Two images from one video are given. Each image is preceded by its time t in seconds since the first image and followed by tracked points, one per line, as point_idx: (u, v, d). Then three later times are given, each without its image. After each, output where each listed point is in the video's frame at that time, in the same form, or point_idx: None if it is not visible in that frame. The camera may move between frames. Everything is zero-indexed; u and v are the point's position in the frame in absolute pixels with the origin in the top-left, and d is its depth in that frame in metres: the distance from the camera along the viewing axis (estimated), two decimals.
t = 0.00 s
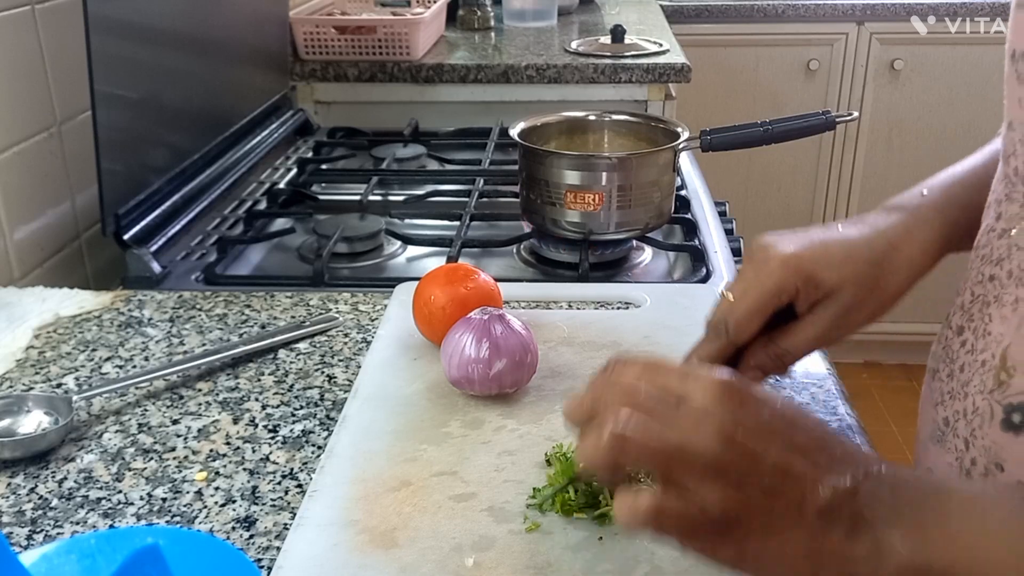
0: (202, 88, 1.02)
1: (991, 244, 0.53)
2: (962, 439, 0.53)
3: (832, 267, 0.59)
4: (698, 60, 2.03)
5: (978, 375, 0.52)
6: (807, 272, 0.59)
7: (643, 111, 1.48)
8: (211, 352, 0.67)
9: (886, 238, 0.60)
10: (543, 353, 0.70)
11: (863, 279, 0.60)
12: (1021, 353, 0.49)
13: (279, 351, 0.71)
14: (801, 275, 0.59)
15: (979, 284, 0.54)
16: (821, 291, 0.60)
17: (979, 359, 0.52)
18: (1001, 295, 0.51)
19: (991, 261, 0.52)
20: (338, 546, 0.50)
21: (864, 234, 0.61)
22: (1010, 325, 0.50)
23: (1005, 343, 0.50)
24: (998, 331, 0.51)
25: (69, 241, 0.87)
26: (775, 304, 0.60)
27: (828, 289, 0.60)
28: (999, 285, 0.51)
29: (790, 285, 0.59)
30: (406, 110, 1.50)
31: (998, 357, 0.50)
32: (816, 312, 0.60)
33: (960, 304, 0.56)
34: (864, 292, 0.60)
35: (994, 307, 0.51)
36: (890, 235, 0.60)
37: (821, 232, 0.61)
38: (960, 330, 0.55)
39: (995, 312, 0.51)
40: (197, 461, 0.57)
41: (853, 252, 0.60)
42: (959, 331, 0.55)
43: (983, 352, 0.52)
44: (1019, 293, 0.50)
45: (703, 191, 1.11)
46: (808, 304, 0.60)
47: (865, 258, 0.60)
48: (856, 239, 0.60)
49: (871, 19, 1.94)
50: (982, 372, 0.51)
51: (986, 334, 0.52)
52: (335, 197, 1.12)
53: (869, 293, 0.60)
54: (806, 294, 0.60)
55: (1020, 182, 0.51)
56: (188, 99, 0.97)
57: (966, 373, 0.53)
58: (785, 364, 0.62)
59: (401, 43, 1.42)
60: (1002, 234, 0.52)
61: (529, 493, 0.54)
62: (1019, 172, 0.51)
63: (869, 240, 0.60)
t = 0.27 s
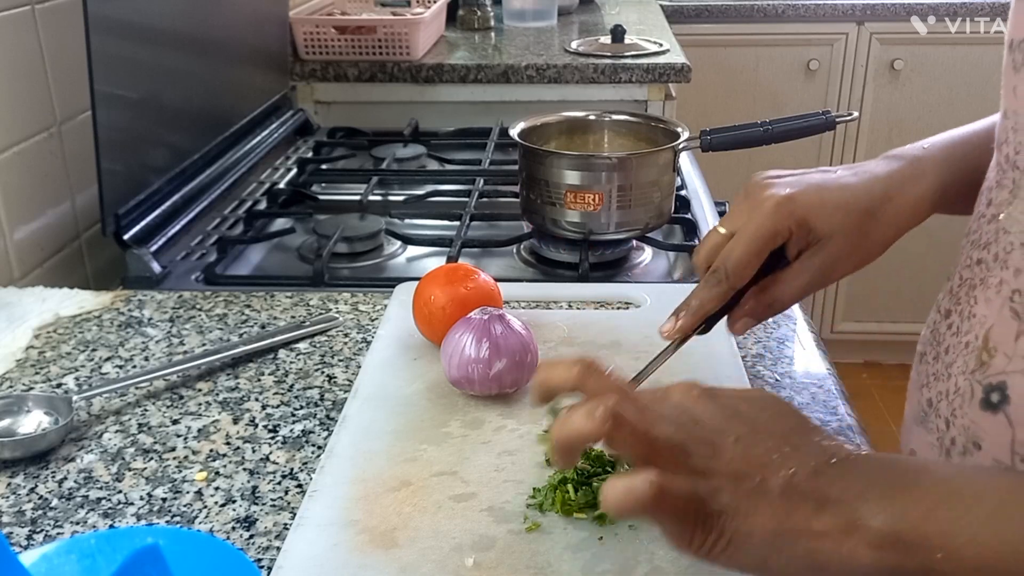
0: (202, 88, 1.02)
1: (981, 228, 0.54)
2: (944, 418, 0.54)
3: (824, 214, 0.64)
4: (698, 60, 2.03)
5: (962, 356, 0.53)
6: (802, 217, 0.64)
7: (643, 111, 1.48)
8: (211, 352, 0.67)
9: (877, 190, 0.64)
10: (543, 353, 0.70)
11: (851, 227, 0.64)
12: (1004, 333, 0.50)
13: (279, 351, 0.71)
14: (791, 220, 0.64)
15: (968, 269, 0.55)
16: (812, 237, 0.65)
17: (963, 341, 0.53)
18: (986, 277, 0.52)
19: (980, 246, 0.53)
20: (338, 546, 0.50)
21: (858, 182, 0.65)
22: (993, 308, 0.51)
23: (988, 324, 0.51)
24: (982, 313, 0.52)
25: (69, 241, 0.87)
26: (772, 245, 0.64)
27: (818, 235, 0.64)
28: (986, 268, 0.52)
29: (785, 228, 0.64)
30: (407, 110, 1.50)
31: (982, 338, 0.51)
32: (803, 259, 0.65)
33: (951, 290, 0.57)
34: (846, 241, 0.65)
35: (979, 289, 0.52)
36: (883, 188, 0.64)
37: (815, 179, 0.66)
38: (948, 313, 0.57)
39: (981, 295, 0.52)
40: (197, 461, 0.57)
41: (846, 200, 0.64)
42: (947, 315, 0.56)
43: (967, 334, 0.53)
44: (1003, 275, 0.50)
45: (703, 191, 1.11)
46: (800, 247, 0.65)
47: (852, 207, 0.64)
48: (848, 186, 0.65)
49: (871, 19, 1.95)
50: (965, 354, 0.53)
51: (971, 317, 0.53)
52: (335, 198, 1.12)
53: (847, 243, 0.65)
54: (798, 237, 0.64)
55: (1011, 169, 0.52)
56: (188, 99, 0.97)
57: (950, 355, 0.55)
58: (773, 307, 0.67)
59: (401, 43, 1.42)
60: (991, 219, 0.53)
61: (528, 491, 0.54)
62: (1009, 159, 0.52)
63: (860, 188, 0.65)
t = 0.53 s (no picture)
0: (202, 88, 1.02)
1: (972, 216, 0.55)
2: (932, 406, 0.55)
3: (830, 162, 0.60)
4: (698, 60, 2.03)
5: (952, 342, 0.54)
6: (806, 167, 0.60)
7: (643, 111, 1.48)
8: (211, 352, 0.67)
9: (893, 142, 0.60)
10: (543, 353, 0.70)
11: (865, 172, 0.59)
12: (992, 318, 0.51)
13: (279, 351, 0.71)
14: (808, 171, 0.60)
15: (960, 257, 0.56)
16: (823, 185, 0.60)
17: (953, 328, 0.54)
18: (976, 264, 0.53)
19: (971, 234, 0.55)
20: (337, 546, 0.50)
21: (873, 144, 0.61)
22: (981, 293, 0.52)
23: (976, 310, 0.52)
24: (971, 299, 0.53)
25: (69, 241, 0.87)
26: (780, 205, 0.61)
27: (830, 181, 0.59)
28: (975, 254, 0.53)
29: (791, 184, 0.60)
30: (407, 110, 1.50)
31: (968, 326, 0.52)
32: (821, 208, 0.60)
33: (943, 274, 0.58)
34: (863, 183, 0.59)
35: (969, 275, 0.53)
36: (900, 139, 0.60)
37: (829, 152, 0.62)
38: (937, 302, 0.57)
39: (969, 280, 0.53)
40: (197, 461, 0.57)
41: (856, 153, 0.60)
42: (937, 303, 0.57)
43: (957, 321, 0.54)
44: (991, 261, 0.52)
45: (703, 191, 1.11)
46: (816, 202, 0.60)
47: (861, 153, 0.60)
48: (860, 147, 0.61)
49: (871, 19, 1.95)
50: (955, 339, 0.54)
51: (960, 303, 0.54)
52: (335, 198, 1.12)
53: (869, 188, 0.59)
54: (810, 191, 0.60)
55: (1003, 159, 0.53)
56: (188, 99, 0.97)
57: (940, 341, 0.55)
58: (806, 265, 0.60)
59: (401, 43, 1.42)
60: (982, 206, 0.54)
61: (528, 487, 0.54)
62: (1001, 151, 0.53)
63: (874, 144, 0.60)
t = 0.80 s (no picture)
0: (202, 88, 1.02)
1: (973, 217, 0.56)
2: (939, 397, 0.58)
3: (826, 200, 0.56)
4: (698, 60, 2.03)
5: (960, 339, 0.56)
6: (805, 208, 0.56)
7: (643, 111, 1.48)
8: (211, 352, 0.67)
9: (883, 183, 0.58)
10: (543, 353, 0.70)
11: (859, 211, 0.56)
12: (998, 316, 0.53)
13: (279, 351, 0.71)
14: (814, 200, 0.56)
15: (962, 256, 0.58)
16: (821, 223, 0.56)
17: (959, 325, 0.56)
18: (981, 264, 0.55)
19: (972, 233, 0.56)
20: (338, 545, 0.50)
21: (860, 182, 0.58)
22: (988, 291, 0.54)
23: (983, 307, 0.54)
24: (976, 298, 0.55)
25: (69, 241, 0.87)
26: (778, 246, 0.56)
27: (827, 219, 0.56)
28: (981, 253, 0.55)
29: (788, 225, 0.56)
30: (407, 110, 1.50)
31: (975, 322, 0.55)
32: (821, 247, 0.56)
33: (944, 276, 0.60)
34: (863, 218, 0.57)
35: (975, 275, 0.55)
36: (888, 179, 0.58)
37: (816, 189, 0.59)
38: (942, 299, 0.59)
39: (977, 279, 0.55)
40: (197, 461, 0.57)
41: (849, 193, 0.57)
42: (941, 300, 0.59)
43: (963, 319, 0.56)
44: (997, 261, 0.53)
45: (703, 191, 1.11)
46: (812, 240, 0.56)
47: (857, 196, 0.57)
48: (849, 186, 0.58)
49: (871, 19, 1.95)
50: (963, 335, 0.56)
51: (965, 302, 0.56)
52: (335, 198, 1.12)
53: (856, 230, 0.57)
54: (806, 230, 0.56)
55: (1005, 159, 0.54)
56: (188, 99, 0.97)
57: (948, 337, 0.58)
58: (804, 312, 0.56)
59: (401, 43, 1.41)
60: (984, 208, 0.55)
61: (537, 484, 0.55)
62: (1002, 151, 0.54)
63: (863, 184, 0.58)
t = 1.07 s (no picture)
0: (202, 88, 1.02)
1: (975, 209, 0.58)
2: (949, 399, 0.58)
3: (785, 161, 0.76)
4: (697, 60, 2.03)
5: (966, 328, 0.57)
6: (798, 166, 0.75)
7: (643, 111, 1.48)
8: (211, 352, 0.67)
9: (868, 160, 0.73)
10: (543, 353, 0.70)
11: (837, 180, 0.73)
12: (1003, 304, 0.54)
13: (279, 351, 0.71)
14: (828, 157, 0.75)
15: (965, 246, 0.59)
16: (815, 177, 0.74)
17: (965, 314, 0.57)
18: (984, 253, 0.56)
19: (976, 224, 0.58)
20: (338, 546, 0.50)
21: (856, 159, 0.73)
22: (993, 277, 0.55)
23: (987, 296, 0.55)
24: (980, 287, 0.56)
25: (69, 241, 0.87)
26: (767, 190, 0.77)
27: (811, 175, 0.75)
28: (983, 242, 0.56)
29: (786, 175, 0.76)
30: (407, 110, 1.50)
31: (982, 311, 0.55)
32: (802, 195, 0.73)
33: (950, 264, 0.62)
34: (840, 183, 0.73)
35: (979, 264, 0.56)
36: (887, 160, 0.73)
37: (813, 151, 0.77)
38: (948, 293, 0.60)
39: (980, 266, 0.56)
40: (197, 461, 0.57)
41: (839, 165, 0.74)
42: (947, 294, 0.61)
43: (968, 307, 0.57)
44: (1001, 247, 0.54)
45: (703, 191, 1.11)
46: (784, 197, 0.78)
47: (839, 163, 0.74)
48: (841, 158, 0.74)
49: (871, 19, 1.95)
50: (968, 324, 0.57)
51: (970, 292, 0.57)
52: (335, 198, 1.12)
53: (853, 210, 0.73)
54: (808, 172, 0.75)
55: (1006, 149, 0.56)
56: (188, 99, 0.97)
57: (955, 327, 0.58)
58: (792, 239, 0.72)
59: (401, 43, 1.42)
60: (987, 198, 0.57)
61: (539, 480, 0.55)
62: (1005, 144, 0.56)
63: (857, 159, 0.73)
